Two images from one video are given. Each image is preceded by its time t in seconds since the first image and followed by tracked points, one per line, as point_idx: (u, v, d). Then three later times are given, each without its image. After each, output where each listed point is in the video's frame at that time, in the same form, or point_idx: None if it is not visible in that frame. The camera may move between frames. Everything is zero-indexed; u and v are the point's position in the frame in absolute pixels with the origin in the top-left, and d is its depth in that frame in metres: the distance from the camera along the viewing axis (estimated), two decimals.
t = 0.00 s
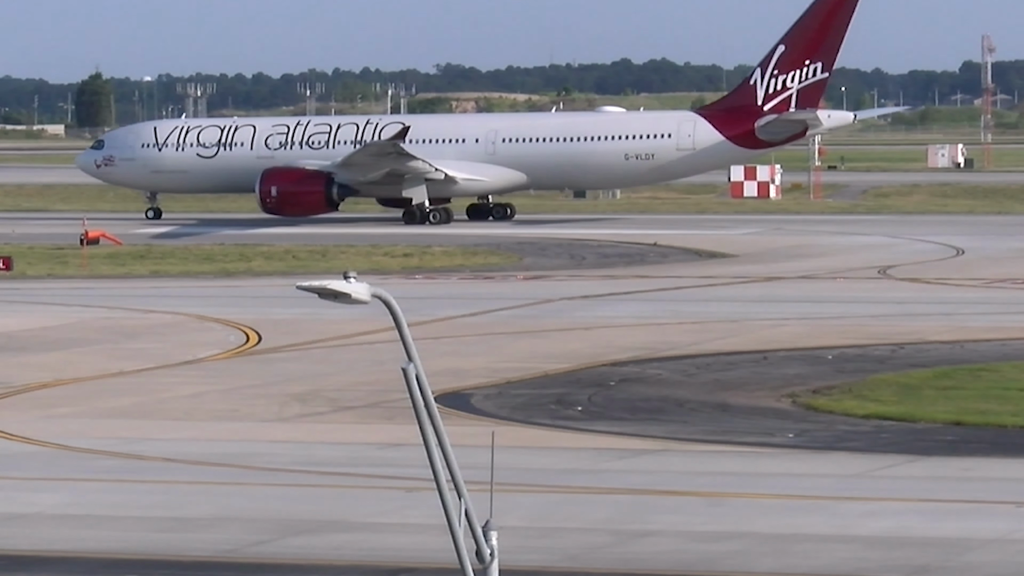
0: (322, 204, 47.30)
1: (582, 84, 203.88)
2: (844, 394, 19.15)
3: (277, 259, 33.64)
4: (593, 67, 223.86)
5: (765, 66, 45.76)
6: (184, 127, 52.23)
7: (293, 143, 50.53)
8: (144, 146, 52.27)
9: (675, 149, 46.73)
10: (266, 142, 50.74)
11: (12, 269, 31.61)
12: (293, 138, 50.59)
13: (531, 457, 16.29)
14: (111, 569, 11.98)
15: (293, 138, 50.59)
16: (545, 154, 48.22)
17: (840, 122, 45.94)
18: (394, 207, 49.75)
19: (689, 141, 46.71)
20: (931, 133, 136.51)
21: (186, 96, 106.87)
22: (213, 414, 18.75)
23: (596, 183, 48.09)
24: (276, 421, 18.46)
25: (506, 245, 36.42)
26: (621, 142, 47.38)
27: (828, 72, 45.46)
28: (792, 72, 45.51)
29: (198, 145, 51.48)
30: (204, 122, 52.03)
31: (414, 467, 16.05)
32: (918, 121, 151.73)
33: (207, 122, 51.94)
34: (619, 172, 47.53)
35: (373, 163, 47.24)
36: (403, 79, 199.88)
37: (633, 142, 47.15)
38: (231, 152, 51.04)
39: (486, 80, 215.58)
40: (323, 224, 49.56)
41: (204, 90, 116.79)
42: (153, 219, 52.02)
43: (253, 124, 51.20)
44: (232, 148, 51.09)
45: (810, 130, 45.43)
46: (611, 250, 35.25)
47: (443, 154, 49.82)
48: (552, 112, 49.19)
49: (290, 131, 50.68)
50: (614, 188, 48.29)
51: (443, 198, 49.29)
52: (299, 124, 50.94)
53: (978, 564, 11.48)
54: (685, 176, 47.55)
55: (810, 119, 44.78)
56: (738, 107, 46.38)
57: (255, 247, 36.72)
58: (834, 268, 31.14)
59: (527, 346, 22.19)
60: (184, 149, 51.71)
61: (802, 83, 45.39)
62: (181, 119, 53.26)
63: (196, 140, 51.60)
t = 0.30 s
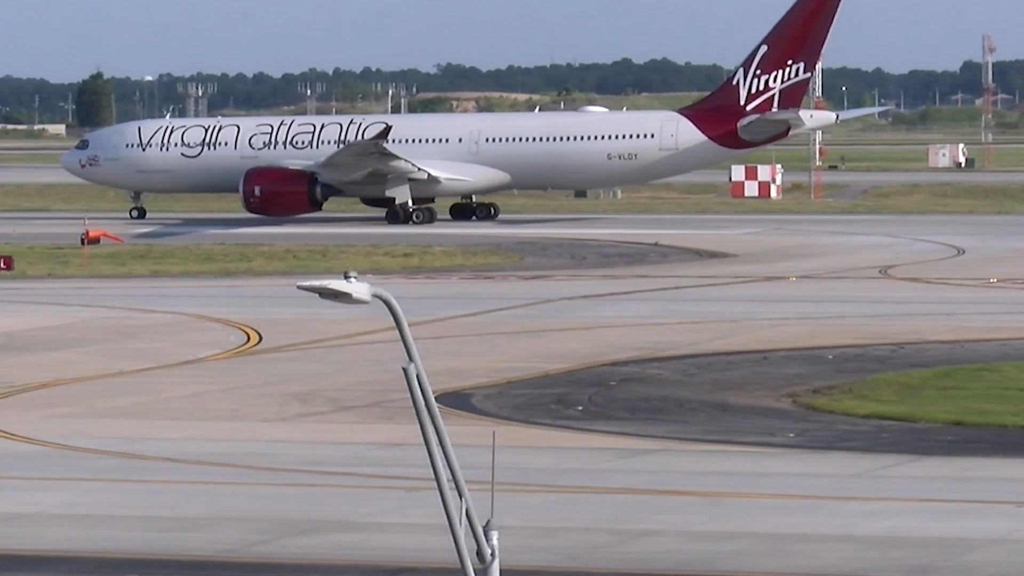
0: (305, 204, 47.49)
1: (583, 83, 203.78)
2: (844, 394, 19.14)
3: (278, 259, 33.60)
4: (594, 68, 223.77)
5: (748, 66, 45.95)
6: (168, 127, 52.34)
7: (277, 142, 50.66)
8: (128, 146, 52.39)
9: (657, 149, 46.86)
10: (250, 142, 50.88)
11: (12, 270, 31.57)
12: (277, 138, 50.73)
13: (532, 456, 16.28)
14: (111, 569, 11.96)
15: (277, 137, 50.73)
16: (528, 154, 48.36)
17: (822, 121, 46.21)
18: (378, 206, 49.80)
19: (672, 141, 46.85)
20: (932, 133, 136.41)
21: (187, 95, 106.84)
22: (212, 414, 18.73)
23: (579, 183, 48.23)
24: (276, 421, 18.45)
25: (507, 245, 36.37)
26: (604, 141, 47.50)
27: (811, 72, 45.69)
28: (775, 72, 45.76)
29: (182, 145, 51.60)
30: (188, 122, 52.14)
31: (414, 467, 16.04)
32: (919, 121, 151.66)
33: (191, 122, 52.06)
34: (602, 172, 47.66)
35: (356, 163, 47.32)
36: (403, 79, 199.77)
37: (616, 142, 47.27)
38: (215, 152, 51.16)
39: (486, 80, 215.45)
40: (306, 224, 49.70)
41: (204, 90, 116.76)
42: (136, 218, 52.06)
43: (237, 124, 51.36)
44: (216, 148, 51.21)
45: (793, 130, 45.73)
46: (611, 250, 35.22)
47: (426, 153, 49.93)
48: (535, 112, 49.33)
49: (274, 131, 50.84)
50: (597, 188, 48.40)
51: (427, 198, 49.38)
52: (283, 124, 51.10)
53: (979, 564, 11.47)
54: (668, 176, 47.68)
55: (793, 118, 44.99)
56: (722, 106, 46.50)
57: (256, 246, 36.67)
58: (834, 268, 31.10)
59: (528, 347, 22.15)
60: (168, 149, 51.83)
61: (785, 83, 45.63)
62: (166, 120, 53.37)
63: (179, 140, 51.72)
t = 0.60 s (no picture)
0: (288, 204, 47.50)
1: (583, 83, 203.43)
2: (845, 394, 19.13)
3: (277, 259, 33.52)
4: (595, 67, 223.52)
5: (728, 66, 46.17)
6: (150, 127, 52.50)
7: (259, 142, 50.83)
8: (110, 145, 52.55)
9: (639, 149, 47.10)
10: (232, 141, 51.04)
11: (12, 269, 31.52)
12: (258, 137, 50.89)
13: (532, 456, 16.27)
14: (111, 569, 11.96)
15: (259, 137, 50.90)
16: (510, 154, 48.60)
17: (801, 121, 46.51)
18: (360, 206, 49.94)
19: (653, 140, 47.07)
20: (932, 133, 136.12)
21: (187, 95, 106.67)
22: (213, 414, 18.73)
23: (560, 182, 48.49)
24: (276, 421, 18.44)
25: (507, 245, 36.26)
26: (585, 141, 47.74)
27: (791, 72, 45.94)
28: (755, 72, 45.97)
29: (164, 144, 51.77)
30: (171, 122, 52.31)
31: (414, 467, 16.03)
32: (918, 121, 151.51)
33: (174, 121, 52.22)
34: (584, 171, 47.92)
35: (337, 163, 47.42)
36: (403, 78, 199.51)
37: (597, 141, 47.52)
38: (198, 151, 51.34)
39: (486, 80, 215.15)
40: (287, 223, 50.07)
41: (204, 90, 116.57)
42: (120, 218, 51.98)
43: (220, 124, 51.55)
44: (198, 148, 51.39)
45: (773, 130, 45.94)
46: (611, 249, 35.11)
47: (408, 153, 50.08)
48: (515, 111, 49.57)
49: (255, 131, 51.02)
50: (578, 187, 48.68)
51: (409, 198, 49.48)
52: (265, 124, 51.29)
53: (978, 563, 11.47)
54: (649, 175, 47.94)
55: (773, 118, 45.23)
56: (703, 106, 46.76)
57: (256, 246, 36.60)
58: (834, 268, 31.02)
59: (529, 346, 22.13)
60: (150, 148, 51.99)
61: (765, 83, 45.85)
62: (149, 119, 53.48)
63: (162, 140, 51.88)
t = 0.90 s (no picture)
0: (269, 203, 48.01)
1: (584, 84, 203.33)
2: (845, 394, 19.13)
3: (277, 259, 33.53)
4: (596, 67, 223.55)
5: (708, 66, 46.36)
6: (132, 127, 52.78)
7: (241, 142, 51.22)
8: (93, 146, 52.85)
9: (618, 149, 47.37)
10: (214, 142, 51.37)
11: (12, 269, 31.53)
12: (240, 138, 51.27)
13: (531, 456, 16.29)
14: (112, 569, 11.96)
15: (241, 137, 51.27)
16: (491, 154, 48.93)
17: (781, 122, 46.60)
18: (342, 206, 50.18)
19: (634, 140, 47.32)
20: (933, 133, 136.10)
21: (188, 95, 106.67)
22: (213, 414, 18.73)
23: (541, 182, 48.81)
24: (276, 421, 18.45)
25: (507, 246, 36.27)
26: (566, 141, 48.05)
27: (772, 72, 46.09)
28: (735, 72, 46.14)
29: (146, 144, 52.05)
30: (153, 122, 52.59)
31: (415, 467, 16.05)
32: (919, 121, 151.53)
33: (155, 122, 52.51)
34: (564, 171, 48.22)
35: (318, 163, 47.72)
36: (404, 79, 199.45)
37: (577, 141, 47.80)
38: (180, 152, 51.62)
39: (487, 80, 215.14)
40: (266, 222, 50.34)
41: (204, 89, 116.59)
42: (101, 218, 51.97)
43: (201, 124, 51.87)
44: (180, 148, 51.67)
45: (753, 130, 46.19)
46: (611, 250, 35.12)
47: (390, 153, 50.52)
48: (497, 111, 49.89)
49: (237, 131, 51.38)
50: (559, 187, 48.97)
51: (390, 198, 49.78)
52: (247, 124, 51.64)
53: (979, 563, 11.47)
54: (630, 175, 48.18)
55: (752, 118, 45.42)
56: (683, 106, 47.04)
57: (256, 246, 36.59)
58: (833, 267, 31.01)
59: (530, 346, 22.11)
60: (132, 149, 52.26)
61: (745, 83, 46.02)
62: (131, 118, 53.75)
63: (144, 140, 52.15)
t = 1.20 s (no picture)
0: (248, 204, 48.02)
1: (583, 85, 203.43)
2: (844, 394, 19.14)
3: (277, 259, 33.56)
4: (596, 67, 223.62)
5: (686, 66, 46.69)
6: (112, 127, 52.95)
7: (220, 142, 51.44)
8: (72, 146, 52.99)
9: (597, 150, 47.80)
10: (194, 142, 51.57)
11: (12, 269, 31.56)
12: (220, 138, 51.50)
13: (529, 456, 16.31)
14: (112, 569, 11.97)
15: (220, 137, 51.50)
16: (469, 154, 49.26)
17: (759, 122, 46.84)
18: (321, 205, 50.50)
19: (611, 141, 47.77)
20: (932, 134, 136.32)
21: (187, 95, 106.81)
22: (211, 414, 18.74)
23: (519, 182, 49.20)
24: (275, 421, 18.46)
25: (506, 245, 36.32)
26: (544, 141, 48.47)
27: (749, 73, 46.38)
28: (713, 72, 46.48)
29: (125, 145, 52.17)
30: (132, 122, 52.74)
31: (414, 467, 16.07)
32: (919, 121, 151.61)
33: (135, 122, 52.66)
34: (542, 171, 48.63)
35: (296, 163, 48.01)
36: (403, 79, 199.56)
37: (556, 142, 48.23)
38: (159, 152, 51.77)
39: (486, 80, 215.28)
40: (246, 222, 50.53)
41: (203, 89, 116.72)
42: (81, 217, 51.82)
43: (181, 124, 52.04)
44: (160, 148, 51.83)
45: (731, 130, 46.49)
46: (610, 250, 35.18)
47: (369, 153, 50.86)
48: (475, 111, 50.24)
49: (216, 131, 51.59)
50: (537, 187, 49.40)
51: (369, 198, 50.15)
52: (226, 124, 51.88)
53: (978, 564, 11.47)
54: (607, 175, 48.64)
55: (730, 119, 45.78)
56: (661, 106, 47.37)
57: (255, 247, 36.61)
58: (832, 267, 31.07)
59: (530, 346, 22.12)
60: (112, 149, 52.41)
61: (723, 83, 46.36)
62: (110, 118, 53.93)
63: (123, 140, 52.27)
